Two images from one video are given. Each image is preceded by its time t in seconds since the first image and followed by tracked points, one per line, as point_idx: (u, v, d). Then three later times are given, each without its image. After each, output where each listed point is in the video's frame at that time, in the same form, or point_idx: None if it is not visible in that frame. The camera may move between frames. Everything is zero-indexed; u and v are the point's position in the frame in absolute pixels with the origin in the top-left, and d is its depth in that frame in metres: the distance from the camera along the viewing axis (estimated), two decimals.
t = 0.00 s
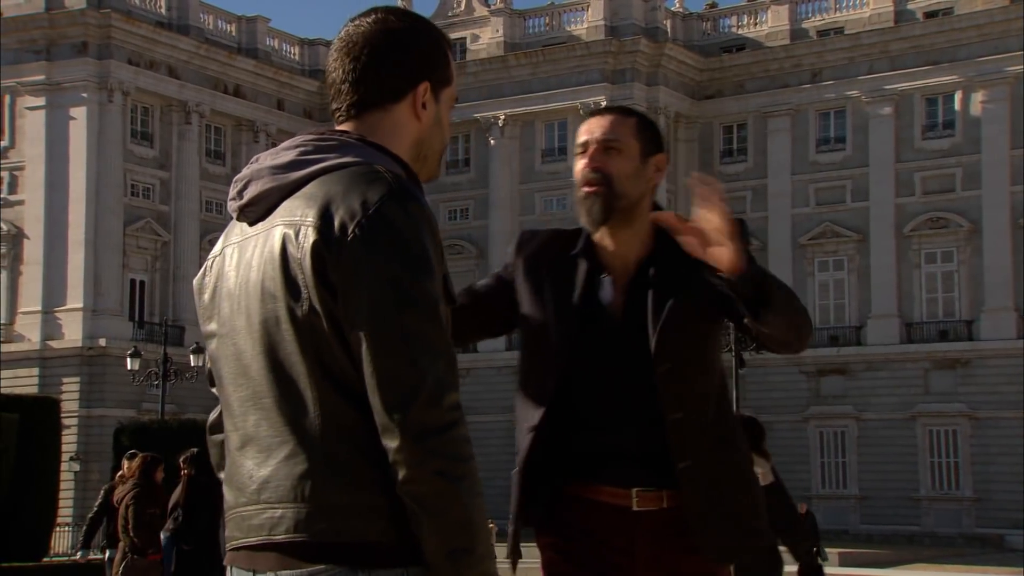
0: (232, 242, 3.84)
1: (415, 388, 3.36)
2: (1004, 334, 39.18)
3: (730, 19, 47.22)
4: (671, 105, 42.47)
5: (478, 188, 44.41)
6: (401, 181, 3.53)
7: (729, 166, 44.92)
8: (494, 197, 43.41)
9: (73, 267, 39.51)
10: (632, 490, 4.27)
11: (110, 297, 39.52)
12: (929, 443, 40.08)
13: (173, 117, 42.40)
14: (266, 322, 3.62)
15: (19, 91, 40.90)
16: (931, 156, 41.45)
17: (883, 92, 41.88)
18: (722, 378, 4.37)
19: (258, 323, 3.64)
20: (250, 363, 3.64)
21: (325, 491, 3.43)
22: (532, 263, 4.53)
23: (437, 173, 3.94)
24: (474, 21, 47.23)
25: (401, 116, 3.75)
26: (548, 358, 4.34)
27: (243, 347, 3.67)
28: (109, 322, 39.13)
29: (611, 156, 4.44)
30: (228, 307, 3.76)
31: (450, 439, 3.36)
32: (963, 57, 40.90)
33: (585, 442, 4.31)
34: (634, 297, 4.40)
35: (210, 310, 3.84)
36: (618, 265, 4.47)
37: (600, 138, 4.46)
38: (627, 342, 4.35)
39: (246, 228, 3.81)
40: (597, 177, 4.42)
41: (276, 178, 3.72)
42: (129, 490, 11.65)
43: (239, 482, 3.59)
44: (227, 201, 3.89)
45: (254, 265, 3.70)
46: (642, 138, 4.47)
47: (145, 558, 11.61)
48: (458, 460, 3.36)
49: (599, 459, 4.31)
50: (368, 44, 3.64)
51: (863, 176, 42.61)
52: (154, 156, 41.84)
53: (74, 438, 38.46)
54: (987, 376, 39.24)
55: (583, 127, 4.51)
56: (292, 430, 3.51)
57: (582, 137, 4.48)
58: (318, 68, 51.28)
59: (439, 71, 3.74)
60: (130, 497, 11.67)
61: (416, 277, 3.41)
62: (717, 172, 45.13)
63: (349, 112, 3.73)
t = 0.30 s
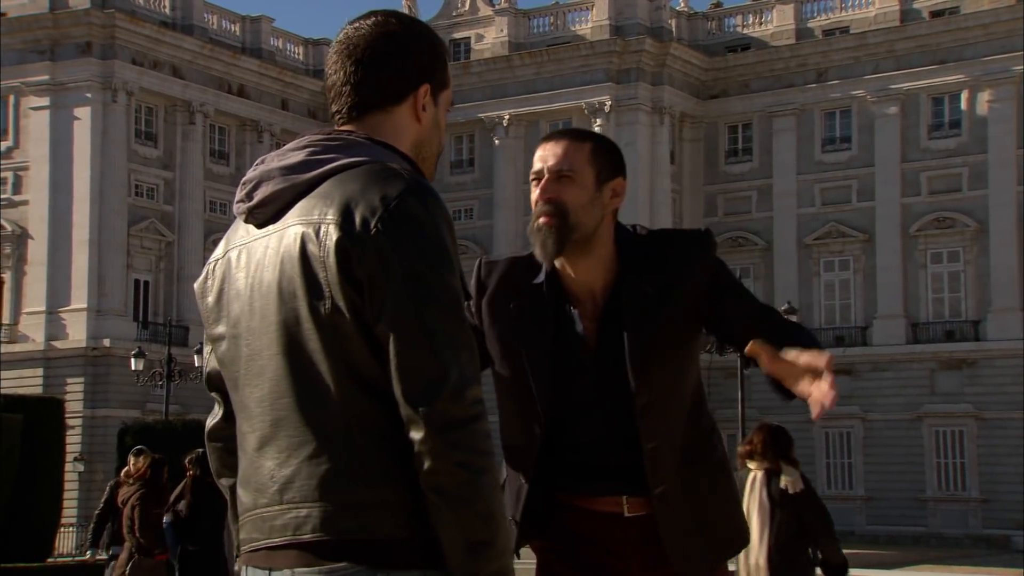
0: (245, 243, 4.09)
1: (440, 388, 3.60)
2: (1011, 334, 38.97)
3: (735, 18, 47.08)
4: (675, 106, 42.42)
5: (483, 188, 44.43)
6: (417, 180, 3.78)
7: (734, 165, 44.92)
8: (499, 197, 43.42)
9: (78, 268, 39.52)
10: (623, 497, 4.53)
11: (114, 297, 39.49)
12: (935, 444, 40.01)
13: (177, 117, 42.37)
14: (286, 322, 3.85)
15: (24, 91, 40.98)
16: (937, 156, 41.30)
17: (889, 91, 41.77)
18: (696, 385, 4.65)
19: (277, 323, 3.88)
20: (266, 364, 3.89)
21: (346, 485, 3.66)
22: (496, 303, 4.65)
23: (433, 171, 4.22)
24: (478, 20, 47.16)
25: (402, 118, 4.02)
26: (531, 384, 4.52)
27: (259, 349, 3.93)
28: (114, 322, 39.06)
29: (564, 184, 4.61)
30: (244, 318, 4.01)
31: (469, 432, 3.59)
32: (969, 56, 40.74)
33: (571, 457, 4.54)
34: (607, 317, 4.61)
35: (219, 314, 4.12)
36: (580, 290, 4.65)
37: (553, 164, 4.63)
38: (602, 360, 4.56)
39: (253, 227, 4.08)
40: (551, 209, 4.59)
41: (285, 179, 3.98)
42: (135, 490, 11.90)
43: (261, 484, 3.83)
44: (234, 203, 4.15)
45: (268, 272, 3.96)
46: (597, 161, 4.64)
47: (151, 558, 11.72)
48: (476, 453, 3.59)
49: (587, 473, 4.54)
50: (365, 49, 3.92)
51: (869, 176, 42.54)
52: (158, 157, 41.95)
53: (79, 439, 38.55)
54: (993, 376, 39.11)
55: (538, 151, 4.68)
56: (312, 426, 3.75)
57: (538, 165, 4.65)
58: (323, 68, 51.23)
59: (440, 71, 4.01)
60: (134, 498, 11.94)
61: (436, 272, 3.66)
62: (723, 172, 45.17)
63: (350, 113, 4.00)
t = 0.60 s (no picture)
0: (251, 242, 4.13)
1: (452, 383, 3.62)
2: (1017, 334, 38.82)
3: (740, 17, 47.14)
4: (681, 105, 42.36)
5: (488, 187, 44.49)
6: (426, 178, 3.82)
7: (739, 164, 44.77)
8: (503, 196, 43.47)
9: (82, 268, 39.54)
10: (653, 497, 4.45)
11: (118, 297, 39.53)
12: (941, 444, 39.92)
13: (180, 117, 42.47)
14: (294, 322, 3.90)
15: (28, 91, 41.02)
16: (943, 155, 41.22)
17: (894, 90, 41.70)
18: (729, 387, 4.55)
19: (286, 321, 3.92)
20: (275, 362, 3.93)
21: (355, 482, 3.70)
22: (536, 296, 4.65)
23: (438, 169, 4.27)
24: (482, 20, 47.26)
25: (410, 119, 4.08)
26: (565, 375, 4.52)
27: (270, 347, 3.96)
28: (118, 322, 39.18)
29: (649, 172, 4.56)
30: (251, 318, 4.04)
31: (480, 428, 3.61)
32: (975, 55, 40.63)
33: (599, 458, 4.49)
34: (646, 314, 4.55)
35: (222, 313, 4.18)
36: (626, 284, 4.62)
37: (628, 155, 4.56)
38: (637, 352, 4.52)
39: (258, 225, 4.13)
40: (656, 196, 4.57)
41: (292, 177, 4.02)
42: (142, 491, 11.44)
43: (270, 485, 3.87)
44: (240, 202, 4.19)
45: (276, 273, 3.99)
46: (664, 155, 4.57)
47: (160, 560, 11.37)
48: (488, 449, 3.61)
49: (618, 472, 4.48)
50: (374, 44, 3.96)
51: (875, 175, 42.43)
52: (162, 156, 41.96)
53: (83, 439, 38.53)
54: (999, 376, 38.99)
55: (612, 143, 4.61)
56: (323, 425, 3.78)
57: (614, 152, 4.60)
58: (327, 68, 51.37)
59: (447, 71, 4.07)
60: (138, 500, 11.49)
61: (446, 269, 3.69)
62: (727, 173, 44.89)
63: (355, 112, 4.06)
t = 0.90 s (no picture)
0: (255, 239, 4.07)
1: (451, 383, 3.55)
2: (1018, 333, 38.74)
3: (740, 16, 47.04)
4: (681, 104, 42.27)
5: (487, 187, 44.37)
6: (428, 177, 3.75)
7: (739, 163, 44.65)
8: (502, 196, 43.37)
9: (80, 268, 39.47)
10: (693, 487, 4.54)
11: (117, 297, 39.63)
12: (942, 444, 39.81)
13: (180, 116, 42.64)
14: (294, 320, 3.85)
15: (26, 90, 40.99)
16: (943, 154, 41.16)
17: (895, 88, 41.66)
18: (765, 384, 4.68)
19: (288, 323, 3.86)
20: (277, 362, 3.87)
21: (356, 485, 3.64)
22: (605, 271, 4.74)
23: (442, 169, 4.20)
24: (482, 19, 47.24)
25: (413, 117, 4.01)
26: (629, 347, 4.59)
27: (272, 346, 3.90)
28: (116, 322, 39.09)
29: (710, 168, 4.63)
30: (254, 317, 3.99)
31: (483, 431, 3.54)
32: (976, 54, 40.57)
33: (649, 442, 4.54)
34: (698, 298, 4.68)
35: (226, 313, 4.13)
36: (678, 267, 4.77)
37: (687, 150, 4.65)
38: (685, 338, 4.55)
39: (262, 226, 4.08)
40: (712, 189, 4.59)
41: (294, 177, 3.96)
42: (141, 493, 11.19)
43: (271, 484, 3.82)
44: (243, 202, 4.14)
45: (277, 273, 3.95)
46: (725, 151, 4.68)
47: (160, 562, 11.17)
48: (491, 452, 3.55)
49: (665, 456, 4.55)
50: (372, 46, 3.91)
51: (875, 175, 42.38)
52: (161, 156, 41.91)
53: (81, 439, 38.46)
54: (1001, 376, 38.90)
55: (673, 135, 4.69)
56: (324, 426, 3.73)
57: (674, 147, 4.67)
58: (327, 66, 51.24)
59: (451, 70, 4.01)
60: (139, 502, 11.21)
61: (447, 269, 3.62)
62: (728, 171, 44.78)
63: (358, 112, 4.00)
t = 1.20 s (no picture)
0: (256, 238, 4.05)
1: (451, 383, 3.56)
2: (1019, 332, 38.81)
3: (739, 14, 47.00)
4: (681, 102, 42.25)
5: (486, 185, 44.33)
6: (430, 177, 3.74)
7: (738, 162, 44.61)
8: (501, 194, 43.31)
9: (78, 266, 39.35)
10: (684, 485, 4.40)
11: (115, 296, 39.53)
12: (942, 443, 39.76)
13: (178, 114, 42.26)
14: (296, 319, 3.82)
15: (24, 88, 40.95)
16: (943, 153, 41.17)
17: (894, 87, 41.65)
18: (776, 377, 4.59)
19: (289, 322, 3.84)
20: (279, 361, 3.85)
21: (358, 485, 3.63)
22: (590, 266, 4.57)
23: (447, 168, 4.18)
24: (480, 17, 47.16)
25: (418, 118, 3.99)
26: (625, 344, 4.47)
27: (273, 345, 3.88)
28: (114, 321, 38.98)
29: (670, 161, 4.55)
30: (255, 317, 3.97)
31: (486, 431, 3.55)
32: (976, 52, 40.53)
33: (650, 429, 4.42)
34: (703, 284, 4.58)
35: (228, 310, 4.09)
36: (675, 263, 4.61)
37: (654, 144, 4.56)
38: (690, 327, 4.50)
39: (264, 225, 4.04)
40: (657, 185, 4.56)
41: (298, 175, 3.94)
42: (137, 492, 10.96)
43: (273, 485, 3.81)
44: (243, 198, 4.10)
45: (278, 273, 3.92)
46: (692, 142, 4.58)
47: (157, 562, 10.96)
48: (495, 450, 3.55)
49: (662, 450, 4.42)
50: (375, 42, 3.87)
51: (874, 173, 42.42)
52: (160, 154, 41.86)
53: (79, 437, 38.41)
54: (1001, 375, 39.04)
55: (635, 136, 4.60)
56: (324, 427, 3.71)
57: (637, 146, 4.57)
58: (325, 65, 51.18)
59: (455, 67, 3.97)
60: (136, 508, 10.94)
61: (448, 269, 3.61)
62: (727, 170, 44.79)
63: (361, 111, 3.97)
